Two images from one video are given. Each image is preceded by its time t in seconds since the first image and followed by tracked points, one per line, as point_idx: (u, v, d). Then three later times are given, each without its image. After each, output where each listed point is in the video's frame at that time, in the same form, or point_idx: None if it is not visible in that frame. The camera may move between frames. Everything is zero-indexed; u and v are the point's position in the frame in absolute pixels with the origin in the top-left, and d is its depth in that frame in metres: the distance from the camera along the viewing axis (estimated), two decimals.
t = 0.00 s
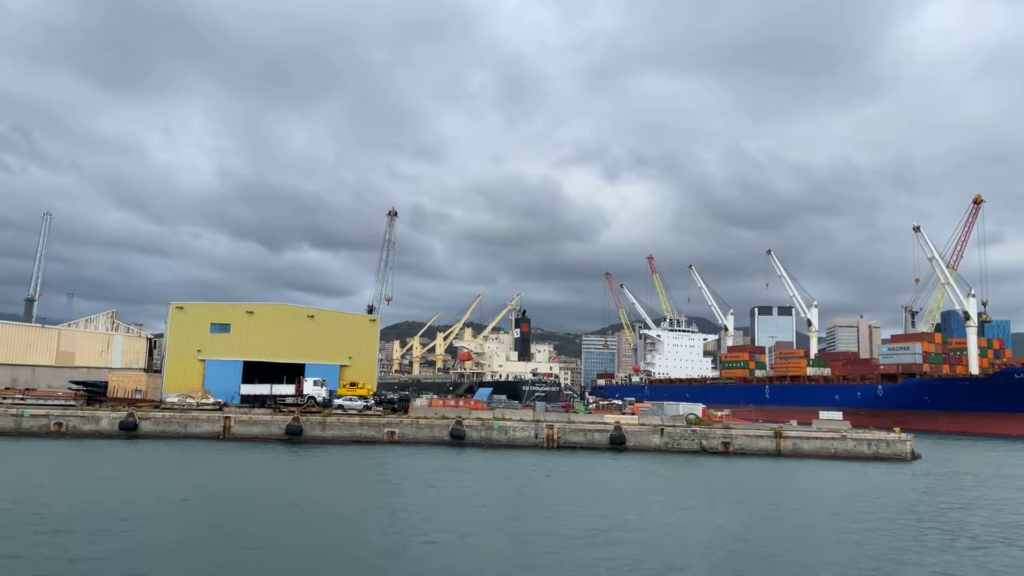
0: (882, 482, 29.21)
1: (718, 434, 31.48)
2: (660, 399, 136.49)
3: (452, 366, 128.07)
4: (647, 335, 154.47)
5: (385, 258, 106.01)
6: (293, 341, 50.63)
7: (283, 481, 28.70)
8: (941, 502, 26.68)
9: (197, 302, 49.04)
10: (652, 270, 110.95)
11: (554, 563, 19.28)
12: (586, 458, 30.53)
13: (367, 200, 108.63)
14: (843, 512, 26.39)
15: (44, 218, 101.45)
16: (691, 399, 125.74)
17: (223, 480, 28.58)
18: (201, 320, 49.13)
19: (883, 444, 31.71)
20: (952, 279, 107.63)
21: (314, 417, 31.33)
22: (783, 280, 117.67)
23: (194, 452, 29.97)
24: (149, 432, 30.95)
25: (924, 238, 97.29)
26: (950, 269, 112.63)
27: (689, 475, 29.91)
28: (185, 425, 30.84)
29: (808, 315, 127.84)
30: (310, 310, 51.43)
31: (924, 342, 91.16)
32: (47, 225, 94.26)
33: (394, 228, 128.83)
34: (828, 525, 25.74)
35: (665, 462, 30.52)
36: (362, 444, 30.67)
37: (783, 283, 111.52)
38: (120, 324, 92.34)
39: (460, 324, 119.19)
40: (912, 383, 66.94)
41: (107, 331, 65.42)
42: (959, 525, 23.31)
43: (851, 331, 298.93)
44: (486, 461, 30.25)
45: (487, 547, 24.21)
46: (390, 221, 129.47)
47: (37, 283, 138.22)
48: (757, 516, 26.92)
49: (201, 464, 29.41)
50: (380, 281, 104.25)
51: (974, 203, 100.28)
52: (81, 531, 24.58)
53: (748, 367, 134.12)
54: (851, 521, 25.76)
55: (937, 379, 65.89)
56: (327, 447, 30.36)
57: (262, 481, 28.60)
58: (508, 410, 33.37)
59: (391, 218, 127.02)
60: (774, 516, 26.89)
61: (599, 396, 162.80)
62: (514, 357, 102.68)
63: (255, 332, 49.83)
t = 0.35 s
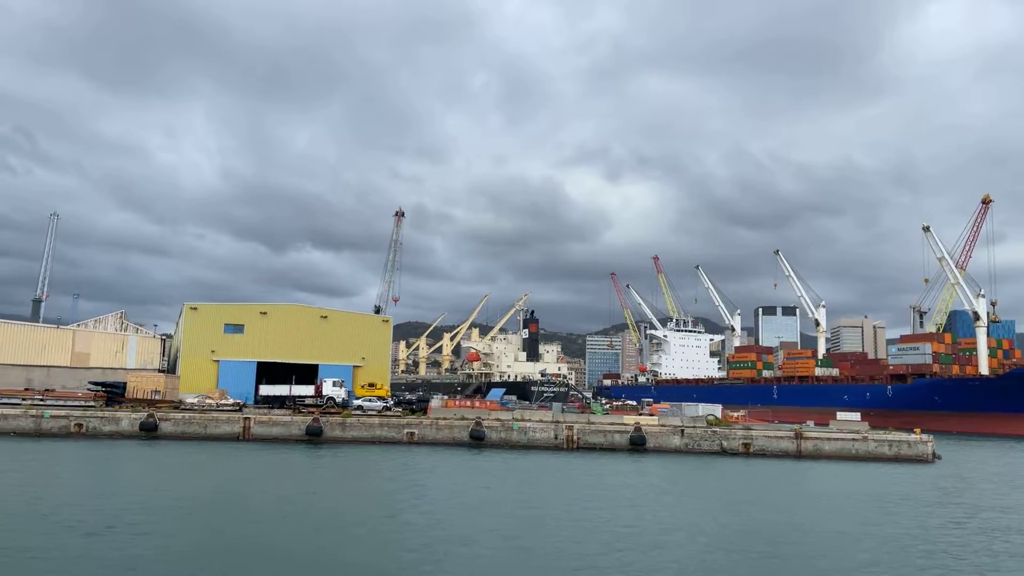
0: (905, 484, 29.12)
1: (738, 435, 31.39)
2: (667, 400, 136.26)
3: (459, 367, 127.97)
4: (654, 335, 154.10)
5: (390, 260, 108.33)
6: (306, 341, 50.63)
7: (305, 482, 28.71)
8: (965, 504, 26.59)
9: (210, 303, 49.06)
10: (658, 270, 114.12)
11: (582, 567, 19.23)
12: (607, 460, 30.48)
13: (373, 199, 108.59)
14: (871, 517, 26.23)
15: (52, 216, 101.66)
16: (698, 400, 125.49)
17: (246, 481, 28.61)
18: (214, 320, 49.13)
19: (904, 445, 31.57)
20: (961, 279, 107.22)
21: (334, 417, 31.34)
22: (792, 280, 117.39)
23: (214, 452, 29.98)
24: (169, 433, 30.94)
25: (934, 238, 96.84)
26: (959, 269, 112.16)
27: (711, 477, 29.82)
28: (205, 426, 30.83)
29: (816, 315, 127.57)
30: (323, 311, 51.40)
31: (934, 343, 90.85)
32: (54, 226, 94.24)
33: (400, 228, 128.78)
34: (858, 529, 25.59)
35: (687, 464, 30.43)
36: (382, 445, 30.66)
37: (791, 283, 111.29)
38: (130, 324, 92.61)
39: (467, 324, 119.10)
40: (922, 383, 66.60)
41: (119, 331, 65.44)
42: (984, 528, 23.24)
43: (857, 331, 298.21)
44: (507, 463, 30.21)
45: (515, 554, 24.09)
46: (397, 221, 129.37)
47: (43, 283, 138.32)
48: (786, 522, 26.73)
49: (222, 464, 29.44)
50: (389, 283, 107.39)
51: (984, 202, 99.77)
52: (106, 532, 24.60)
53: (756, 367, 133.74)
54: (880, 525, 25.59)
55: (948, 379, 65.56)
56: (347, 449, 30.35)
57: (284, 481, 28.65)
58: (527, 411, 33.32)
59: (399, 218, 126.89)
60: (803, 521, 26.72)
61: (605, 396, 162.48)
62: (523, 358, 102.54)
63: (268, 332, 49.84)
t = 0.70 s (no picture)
0: (927, 486, 29.00)
1: (758, 436, 31.30)
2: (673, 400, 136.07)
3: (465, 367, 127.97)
4: (660, 335, 153.82)
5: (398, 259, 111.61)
6: (320, 341, 50.62)
7: (325, 482, 28.67)
8: (988, 505, 26.47)
9: (224, 303, 49.08)
10: (662, 269, 114.66)
11: (608, 569, 19.21)
12: (626, 461, 30.42)
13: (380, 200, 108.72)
14: (892, 519, 26.19)
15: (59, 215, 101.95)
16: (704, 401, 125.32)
17: (267, 481, 28.59)
18: (228, 320, 49.15)
19: (925, 446, 31.44)
20: (970, 278, 106.83)
21: (353, 418, 31.33)
22: (799, 281, 117.29)
23: (234, 452, 30.00)
24: (188, 434, 30.94)
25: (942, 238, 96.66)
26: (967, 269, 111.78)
27: (730, 477, 29.82)
28: (224, 426, 30.81)
29: (823, 315, 127.32)
30: (336, 311, 51.36)
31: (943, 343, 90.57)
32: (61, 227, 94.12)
33: (407, 228, 128.88)
34: (878, 530, 25.65)
35: (707, 465, 30.34)
36: (402, 445, 30.65)
37: (798, 283, 111.03)
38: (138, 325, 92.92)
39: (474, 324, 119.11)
40: (931, 383, 66.18)
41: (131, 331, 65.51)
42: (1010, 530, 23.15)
43: (862, 331, 297.51)
44: (525, 463, 30.22)
45: (536, 554, 24.23)
46: (404, 221, 129.47)
47: (51, 283, 139.07)
48: (804, 522, 26.78)
49: (240, 463, 29.48)
50: (397, 285, 108.93)
51: (993, 202, 99.45)
52: (128, 530, 24.79)
53: (763, 367, 133.40)
54: (900, 527, 25.56)
55: (957, 379, 65.19)
56: (366, 449, 30.35)
57: (304, 482, 28.61)
58: (546, 412, 33.28)
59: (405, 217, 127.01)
60: (821, 522, 26.75)
61: (611, 396, 162.31)
62: (531, 358, 102.45)
63: (281, 332, 49.84)
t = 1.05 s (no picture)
0: (951, 487, 28.84)
1: (780, 438, 31.20)
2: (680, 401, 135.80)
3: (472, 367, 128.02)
4: (666, 336, 153.51)
5: (404, 260, 115.22)
6: (333, 342, 50.61)
7: (346, 483, 28.65)
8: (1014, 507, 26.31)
9: (237, 303, 49.13)
10: (668, 270, 116.29)
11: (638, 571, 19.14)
12: (647, 462, 30.34)
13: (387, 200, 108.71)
14: (918, 520, 26.04)
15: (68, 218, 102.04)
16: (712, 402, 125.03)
17: (287, 482, 28.56)
18: (242, 321, 49.18)
19: (947, 448, 31.30)
20: (979, 279, 106.41)
21: (372, 419, 31.33)
22: (807, 281, 116.77)
23: (254, 452, 29.99)
24: (208, 434, 30.94)
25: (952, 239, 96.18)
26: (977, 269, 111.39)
27: (753, 479, 29.68)
28: (244, 427, 30.79)
29: (831, 316, 126.99)
30: (349, 311, 51.33)
31: (954, 344, 90.18)
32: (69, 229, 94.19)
33: (413, 229, 128.89)
34: (905, 532, 25.40)
35: (728, 467, 30.25)
36: (422, 446, 30.62)
37: (806, 283, 110.75)
38: (147, 326, 93.13)
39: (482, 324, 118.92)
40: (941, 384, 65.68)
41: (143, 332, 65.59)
42: None
43: (868, 332, 296.67)
44: (546, 464, 30.14)
45: (560, 556, 24.05)
46: (411, 222, 129.46)
47: (59, 284, 139.33)
48: (829, 525, 26.59)
49: (261, 464, 29.45)
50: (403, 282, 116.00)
51: (1002, 202, 99.06)
52: (149, 532, 24.66)
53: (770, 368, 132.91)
54: (928, 529, 25.34)
55: (968, 379, 64.79)
56: (387, 449, 30.31)
57: (325, 482, 28.59)
58: (566, 413, 33.23)
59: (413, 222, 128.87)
60: (846, 524, 26.58)
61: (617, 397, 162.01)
62: (539, 359, 102.34)
63: (295, 333, 49.83)
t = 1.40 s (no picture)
0: (972, 489, 28.72)
1: (800, 439, 31.10)
2: (686, 402, 135.55)
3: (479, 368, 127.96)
4: (672, 336, 153.32)
5: (411, 261, 109.43)
6: (345, 343, 50.58)
7: (364, 483, 28.60)
8: None
9: (251, 304, 49.13)
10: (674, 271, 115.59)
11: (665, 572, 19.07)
12: (667, 464, 30.26)
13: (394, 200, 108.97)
14: (941, 522, 25.97)
15: (73, 218, 101.53)
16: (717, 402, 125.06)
17: (306, 483, 28.46)
18: (255, 321, 49.16)
19: (967, 449, 31.17)
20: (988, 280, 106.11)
21: (391, 420, 31.30)
22: (814, 282, 116.66)
23: (274, 453, 29.98)
24: (227, 435, 30.90)
25: (961, 240, 95.99)
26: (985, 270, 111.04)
27: (773, 480, 29.61)
28: (263, 428, 30.77)
29: (838, 317, 126.73)
30: (361, 312, 51.29)
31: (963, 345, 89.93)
32: (75, 229, 93.88)
33: (420, 229, 128.72)
34: (929, 532, 25.41)
35: (749, 468, 30.16)
36: (441, 446, 30.60)
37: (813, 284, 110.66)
38: (154, 326, 93.01)
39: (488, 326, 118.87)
40: (950, 385, 65.45)
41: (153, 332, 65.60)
42: None
43: (872, 333, 295.85)
44: (566, 465, 30.09)
45: (586, 556, 24.08)
46: (417, 222, 129.39)
47: (64, 283, 139.12)
48: (852, 525, 26.56)
49: (281, 464, 29.44)
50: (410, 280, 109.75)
51: (1010, 204, 98.92)
52: (178, 530, 24.83)
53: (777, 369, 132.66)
54: (953, 529, 25.31)
55: (977, 380, 64.52)
56: (406, 450, 30.29)
57: (344, 483, 28.54)
58: (584, 414, 33.18)
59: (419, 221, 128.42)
60: (869, 525, 26.52)
61: (622, 398, 161.89)
62: (547, 359, 102.25)
63: (307, 334, 49.82)
